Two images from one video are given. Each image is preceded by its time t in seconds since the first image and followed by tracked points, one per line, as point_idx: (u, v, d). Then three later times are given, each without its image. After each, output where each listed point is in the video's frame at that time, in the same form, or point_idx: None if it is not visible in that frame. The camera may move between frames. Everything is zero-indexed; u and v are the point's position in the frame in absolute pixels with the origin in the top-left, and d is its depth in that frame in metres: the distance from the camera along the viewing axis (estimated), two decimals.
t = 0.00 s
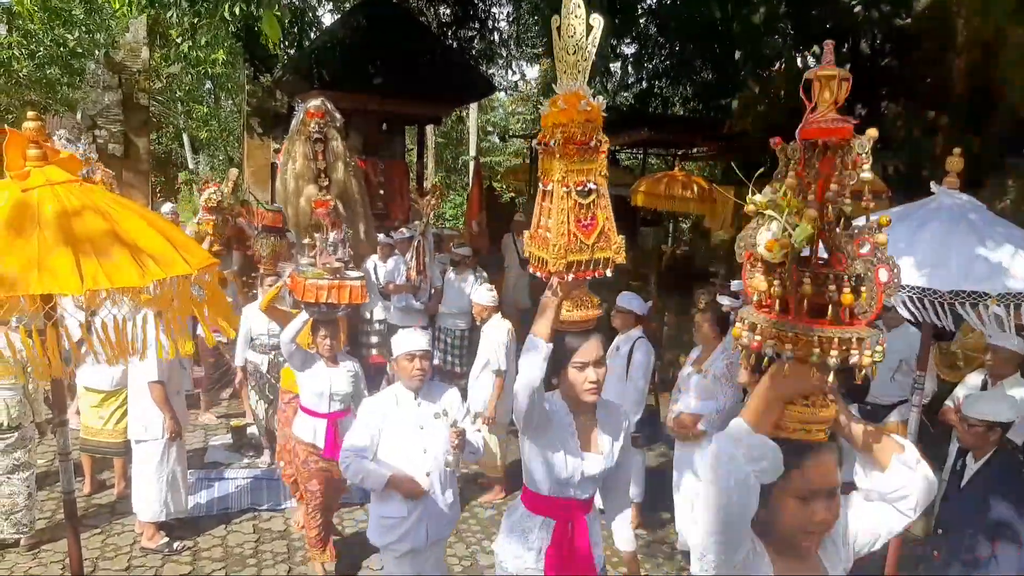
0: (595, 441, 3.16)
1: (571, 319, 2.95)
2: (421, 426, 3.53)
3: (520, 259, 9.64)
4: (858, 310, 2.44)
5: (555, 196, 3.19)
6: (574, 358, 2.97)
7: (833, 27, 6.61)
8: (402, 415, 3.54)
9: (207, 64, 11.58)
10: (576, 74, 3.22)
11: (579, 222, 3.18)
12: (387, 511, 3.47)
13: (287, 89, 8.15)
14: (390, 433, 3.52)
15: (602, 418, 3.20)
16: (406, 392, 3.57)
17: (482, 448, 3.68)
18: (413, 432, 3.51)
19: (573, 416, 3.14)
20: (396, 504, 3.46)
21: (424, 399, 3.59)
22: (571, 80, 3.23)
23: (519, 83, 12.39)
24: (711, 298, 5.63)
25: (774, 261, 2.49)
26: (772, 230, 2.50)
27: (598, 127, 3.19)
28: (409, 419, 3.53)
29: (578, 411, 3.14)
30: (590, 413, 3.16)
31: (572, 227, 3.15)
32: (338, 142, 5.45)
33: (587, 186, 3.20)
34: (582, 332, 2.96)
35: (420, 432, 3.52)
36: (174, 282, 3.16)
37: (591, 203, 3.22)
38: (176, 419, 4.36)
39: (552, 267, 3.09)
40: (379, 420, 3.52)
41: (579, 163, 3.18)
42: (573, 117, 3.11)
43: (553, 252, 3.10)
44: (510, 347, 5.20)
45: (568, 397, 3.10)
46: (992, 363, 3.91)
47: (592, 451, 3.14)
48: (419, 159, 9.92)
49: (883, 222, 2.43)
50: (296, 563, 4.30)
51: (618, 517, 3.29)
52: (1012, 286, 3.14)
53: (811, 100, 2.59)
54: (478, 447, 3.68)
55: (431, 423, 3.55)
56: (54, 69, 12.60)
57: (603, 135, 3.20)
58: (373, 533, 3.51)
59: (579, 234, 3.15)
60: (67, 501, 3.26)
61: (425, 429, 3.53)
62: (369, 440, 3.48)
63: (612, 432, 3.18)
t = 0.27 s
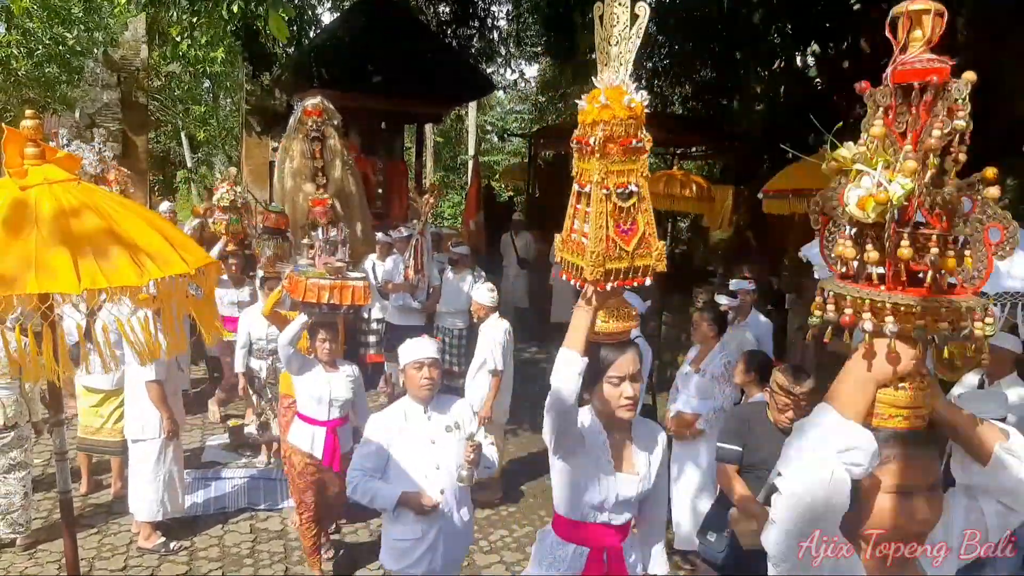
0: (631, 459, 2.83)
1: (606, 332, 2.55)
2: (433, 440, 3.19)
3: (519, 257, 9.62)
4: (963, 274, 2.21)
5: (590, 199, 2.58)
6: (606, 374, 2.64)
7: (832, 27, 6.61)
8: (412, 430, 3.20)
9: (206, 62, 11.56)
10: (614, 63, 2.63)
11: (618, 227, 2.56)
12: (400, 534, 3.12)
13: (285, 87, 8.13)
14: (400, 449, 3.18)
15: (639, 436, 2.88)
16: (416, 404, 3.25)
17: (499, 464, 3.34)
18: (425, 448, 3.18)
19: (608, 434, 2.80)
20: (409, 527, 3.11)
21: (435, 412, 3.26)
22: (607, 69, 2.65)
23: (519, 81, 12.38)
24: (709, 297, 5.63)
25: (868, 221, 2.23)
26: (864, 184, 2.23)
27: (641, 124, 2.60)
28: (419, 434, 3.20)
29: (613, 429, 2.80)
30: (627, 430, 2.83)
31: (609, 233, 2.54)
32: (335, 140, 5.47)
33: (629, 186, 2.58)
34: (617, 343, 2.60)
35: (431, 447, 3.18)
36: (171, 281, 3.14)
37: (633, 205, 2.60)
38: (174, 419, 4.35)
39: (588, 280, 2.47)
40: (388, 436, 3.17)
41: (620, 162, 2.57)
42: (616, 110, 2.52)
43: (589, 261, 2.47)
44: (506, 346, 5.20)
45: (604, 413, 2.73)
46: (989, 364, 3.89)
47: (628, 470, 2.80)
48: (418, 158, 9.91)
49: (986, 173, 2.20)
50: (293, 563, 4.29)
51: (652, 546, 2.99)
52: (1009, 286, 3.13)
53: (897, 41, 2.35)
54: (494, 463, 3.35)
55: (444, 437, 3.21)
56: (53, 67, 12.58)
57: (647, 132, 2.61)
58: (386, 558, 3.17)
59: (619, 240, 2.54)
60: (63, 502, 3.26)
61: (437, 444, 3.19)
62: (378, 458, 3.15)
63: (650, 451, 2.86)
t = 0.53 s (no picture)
0: (693, 453, 2.51)
1: (668, 308, 2.24)
2: (451, 451, 2.95)
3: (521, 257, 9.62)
4: None
5: (647, 160, 2.28)
6: (667, 355, 2.32)
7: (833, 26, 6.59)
8: (429, 440, 2.94)
9: (208, 62, 11.55)
10: (673, 8, 2.29)
11: (680, 189, 2.24)
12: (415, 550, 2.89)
13: (287, 87, 8.12)
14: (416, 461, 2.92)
15: (702, 428, 2.56)
16: (433, 413, 3.00)
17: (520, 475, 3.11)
18: (442, 459, 2.93)
19: (668, 422, 2.50)
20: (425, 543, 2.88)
21: (453, 420, 3.01)
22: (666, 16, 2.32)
23: (520, 80, 12.36)
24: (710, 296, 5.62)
25: (994, 156, 2.37)
26: (986, 118, 2.38)
27: (704, 77, 2.27)
28: (437, 445, 2.94)
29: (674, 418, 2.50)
30: (690, 420, 2.52)
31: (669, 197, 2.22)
32: (337, 140, 5.47)
33: (692, 145, 2.25)
34: (679, 321, 2.31)
35: (449, 458, 2.94)
36: (174, 280, 3.14)
37: (695, 165, 2.26)
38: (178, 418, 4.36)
39: (646, 248, 2.20)
40: (404, 446, 2.91)
41: (680, 118, 2.25)
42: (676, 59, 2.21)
43: (646, 228, 2.19)
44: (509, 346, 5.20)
45: (665, 399, 2.42)
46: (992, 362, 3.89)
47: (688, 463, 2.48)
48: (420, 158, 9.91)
49: None
50: (297, 561, 4.30)
51: (715, 549, 2.68)
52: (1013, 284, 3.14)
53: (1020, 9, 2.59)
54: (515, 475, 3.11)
55: (462, 448, 2.97)
56: (55, 67, 12.57)
57: (711, 85, 2.26)
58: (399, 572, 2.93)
59: (680, 205, 2.22)
60: (69, 500, 3.26)
61: (455, 455, 2.95)
62: (395, 469, 2.89)
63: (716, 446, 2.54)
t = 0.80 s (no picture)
0: (748, 461, 2.33)
1: (721, 300, 2.11)
2: (466, 474, 2.87)
3: (521, 256, 9.62)
4: None
5: (705, 134, 2.21)
6: (719, 353, 2.18)
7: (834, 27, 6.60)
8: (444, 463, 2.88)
9: (208, 60, 11.55)
10: None
11: (743, 166, 2.17)
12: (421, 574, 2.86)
13: (287, 86, 8.12)
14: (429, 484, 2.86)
15: (757, 430, 2.39)
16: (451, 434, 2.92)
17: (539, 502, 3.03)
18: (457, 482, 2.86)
19: (717, 426, 2.34)
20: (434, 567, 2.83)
21: (470, 442, 2.93)
22: None
23: (521, 80, 12.37)
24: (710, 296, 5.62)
25: None
26: None
27: (771, 43, 2.20)
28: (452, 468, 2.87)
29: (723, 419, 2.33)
30: (743, 424, 2.35)
31: (727, 175, 2.16)
32: (336, 136, 5.51)
33: (756, 118, 2.18)
34: (735, 317, 2.16)
35: (464, 481, 2.87)
36: (174, 279, 3.14)
37: (758, 142, 2.19)
38: (177, 417, 4.35)
39: (700, 233, 2.09)
40: (417, 468, 2.85)
41: (746, 86, 2.17)
42: (743, 23, 2.15)
43: (703, 208, 2.09)
44: (509, 346, 5.18)
45: (714, 400, 2.27)
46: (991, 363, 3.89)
47: (742, 474, 2.31)
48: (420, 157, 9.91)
49: None
50: (296, 560, 4.30)
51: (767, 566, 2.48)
52: (1012, 286, 3.15)
53: None
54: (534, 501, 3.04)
55: (478, 470, 2.89)
56: (56, 65, 12.57)
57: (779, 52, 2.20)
58: None
59: (741, 183, 2.15)
60: (68, 498, 3.25)
61: (470, 477, 2.87)
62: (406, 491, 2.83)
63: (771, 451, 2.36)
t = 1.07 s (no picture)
0: (812, 443, 2.25)
1: (790, 261, 1.94)
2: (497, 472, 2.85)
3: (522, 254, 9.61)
4: None
5: (776, 67, 2.00)
6: (780, 325, 2.05)
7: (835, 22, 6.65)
8: (475, 459, 2.85)
9: (209, 57, 11.55)
10: None
11: (819, 108, 1.97)
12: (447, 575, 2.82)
13: (288, 83, 8.12)
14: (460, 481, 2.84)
15: (819, 408, 2.30)
16: (484, 429, 2.88)
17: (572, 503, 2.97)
18: (488, 480, 2.84)
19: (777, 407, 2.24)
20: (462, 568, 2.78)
21: (502, 438, 2.89)
22: None
23: (522, 77, 12.36)
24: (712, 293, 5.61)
25: None
26: None
27: None
28: (483, 465, 2.84)
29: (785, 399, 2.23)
30: (804, 403, 2.27)
31: (801, 116, 1.96)
32: (337, 136, 5.83)
33: (838, 51, 1.97)
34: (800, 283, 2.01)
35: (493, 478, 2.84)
36: (174, 277, 3.13)
37: (838, 80, 1.98)
38: (177, 414, 4.35)
39: (761, 183, 1.95)
40: (448, 464, 2.83)
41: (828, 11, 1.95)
42: None
43: (770, 154, 1.91)
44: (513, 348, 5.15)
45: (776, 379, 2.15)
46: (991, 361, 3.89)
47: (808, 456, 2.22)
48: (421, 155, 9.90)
49: None
50: (296, 558, 4.30)
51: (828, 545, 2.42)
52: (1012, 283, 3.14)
53: None
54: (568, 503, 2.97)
55: (510, 469, 2.87)
56: (57, 62, 12.59)
57: None
58: None
59: (817, 125, 1.95)
60: (67, 496, 3.25)
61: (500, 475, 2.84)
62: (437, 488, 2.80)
63: (830, 428, 2.28)
